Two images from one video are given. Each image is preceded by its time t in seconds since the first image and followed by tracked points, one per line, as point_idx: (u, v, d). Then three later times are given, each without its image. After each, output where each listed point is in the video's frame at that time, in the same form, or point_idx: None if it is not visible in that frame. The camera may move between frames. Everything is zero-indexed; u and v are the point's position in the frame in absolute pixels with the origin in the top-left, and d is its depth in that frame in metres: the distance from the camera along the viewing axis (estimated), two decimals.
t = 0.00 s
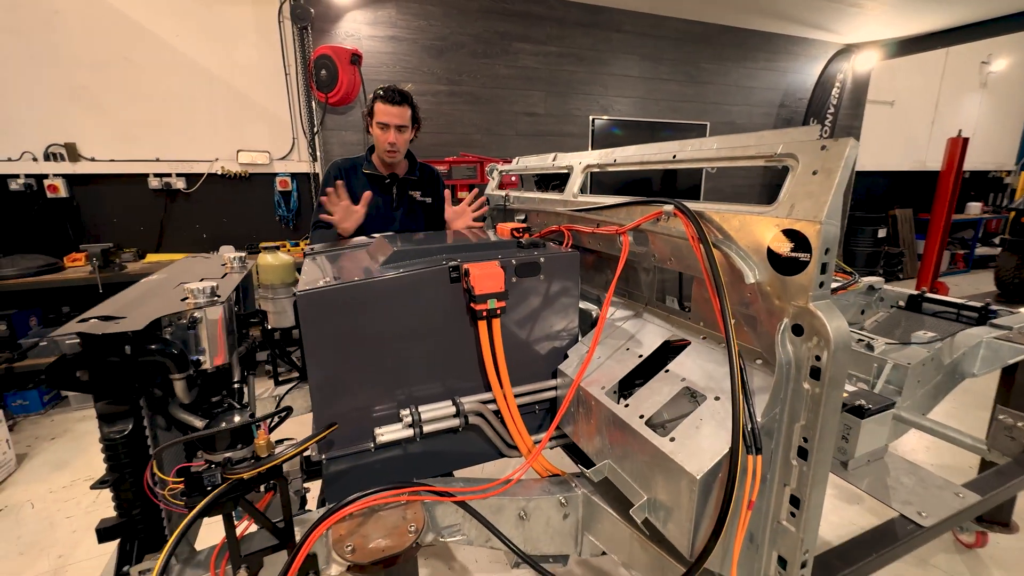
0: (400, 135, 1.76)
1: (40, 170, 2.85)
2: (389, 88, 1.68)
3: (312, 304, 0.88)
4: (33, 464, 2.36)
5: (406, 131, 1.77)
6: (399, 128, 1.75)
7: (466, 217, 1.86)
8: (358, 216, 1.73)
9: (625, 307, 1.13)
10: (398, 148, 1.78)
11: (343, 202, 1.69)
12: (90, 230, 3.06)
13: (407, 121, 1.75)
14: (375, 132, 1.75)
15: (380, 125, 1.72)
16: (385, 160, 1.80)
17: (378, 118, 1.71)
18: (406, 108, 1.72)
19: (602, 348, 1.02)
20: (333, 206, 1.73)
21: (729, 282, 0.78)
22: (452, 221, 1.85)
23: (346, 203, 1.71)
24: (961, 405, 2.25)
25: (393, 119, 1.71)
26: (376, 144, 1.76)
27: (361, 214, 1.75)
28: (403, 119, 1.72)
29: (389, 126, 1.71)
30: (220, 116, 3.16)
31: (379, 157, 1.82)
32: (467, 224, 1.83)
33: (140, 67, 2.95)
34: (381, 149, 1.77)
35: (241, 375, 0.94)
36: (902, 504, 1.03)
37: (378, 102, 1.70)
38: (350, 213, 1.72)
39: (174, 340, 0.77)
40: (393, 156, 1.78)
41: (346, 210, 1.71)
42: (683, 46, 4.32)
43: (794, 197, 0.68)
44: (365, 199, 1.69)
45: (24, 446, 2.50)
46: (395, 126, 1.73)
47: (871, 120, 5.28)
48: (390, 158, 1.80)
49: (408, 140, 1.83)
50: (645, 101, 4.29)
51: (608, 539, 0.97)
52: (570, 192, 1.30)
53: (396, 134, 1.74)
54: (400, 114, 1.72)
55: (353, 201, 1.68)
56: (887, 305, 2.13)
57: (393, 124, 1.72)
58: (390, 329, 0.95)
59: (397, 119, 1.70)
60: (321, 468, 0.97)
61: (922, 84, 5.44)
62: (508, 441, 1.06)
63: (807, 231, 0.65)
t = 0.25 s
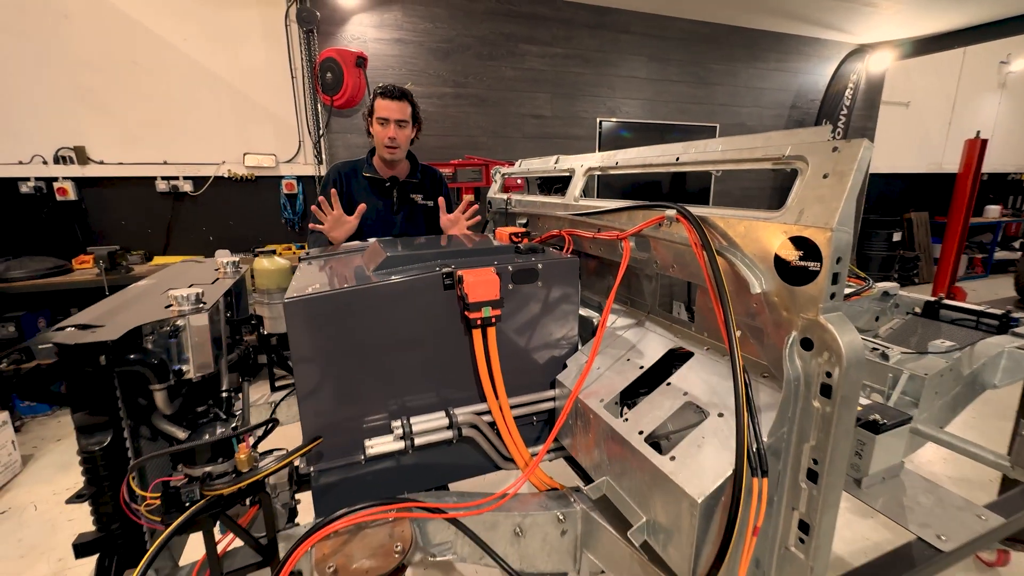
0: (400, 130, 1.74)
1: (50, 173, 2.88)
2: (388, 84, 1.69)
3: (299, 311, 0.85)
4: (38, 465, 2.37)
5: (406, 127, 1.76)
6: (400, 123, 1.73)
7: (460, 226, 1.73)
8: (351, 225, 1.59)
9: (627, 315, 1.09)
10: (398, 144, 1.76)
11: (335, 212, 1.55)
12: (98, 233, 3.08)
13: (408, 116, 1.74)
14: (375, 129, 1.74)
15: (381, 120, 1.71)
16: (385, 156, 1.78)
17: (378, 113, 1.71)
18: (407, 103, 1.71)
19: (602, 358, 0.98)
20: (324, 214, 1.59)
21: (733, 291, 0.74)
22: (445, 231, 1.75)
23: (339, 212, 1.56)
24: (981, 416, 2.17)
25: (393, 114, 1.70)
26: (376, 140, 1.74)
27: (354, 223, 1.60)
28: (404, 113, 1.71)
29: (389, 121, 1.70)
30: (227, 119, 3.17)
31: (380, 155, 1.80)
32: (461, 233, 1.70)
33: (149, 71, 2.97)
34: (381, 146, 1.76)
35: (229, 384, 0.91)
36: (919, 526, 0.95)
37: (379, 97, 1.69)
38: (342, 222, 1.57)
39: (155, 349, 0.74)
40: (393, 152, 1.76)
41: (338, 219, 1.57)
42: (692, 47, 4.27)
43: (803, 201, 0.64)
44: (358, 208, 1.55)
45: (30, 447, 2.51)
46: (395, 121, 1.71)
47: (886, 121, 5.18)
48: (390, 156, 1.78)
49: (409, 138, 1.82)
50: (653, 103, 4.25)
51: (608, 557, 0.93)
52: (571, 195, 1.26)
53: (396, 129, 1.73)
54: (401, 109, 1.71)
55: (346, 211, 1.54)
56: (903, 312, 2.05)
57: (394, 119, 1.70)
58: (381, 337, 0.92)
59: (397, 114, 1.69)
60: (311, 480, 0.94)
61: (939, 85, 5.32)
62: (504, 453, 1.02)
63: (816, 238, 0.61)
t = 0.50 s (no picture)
0: (400, 130, 1.73)
1: (57, 176, 2.89)
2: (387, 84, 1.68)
3: (288, 320, 0.82)
4: (41, 468, 2.36)
5: (406, 127, 1.74)
6: (399, 122, 1.72)
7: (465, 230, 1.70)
8: (341, 228, 1.57)
9: (629, 324, 1.05)
10: (397, 143, 1.74)
11: (322, 214, 1.53)
12: (105, 236, 3.09)
13: (407, 116, 1.73)
14: (374, 129, 1.73)
15: (380, 119, 1.70)
16: (385, 156, 1.75)
17: (377, 112, 1.70)
18: (406, 102, 1.70)
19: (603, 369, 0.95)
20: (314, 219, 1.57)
21: (740, 302, 0.70)
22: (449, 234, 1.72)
23: (326, 215, 1.54)
24: (1000, 428, 2.10)
25: (393, 112, 1.69)
26: (375, 139, 1.72)
27: (343, 225, 1.57)
28: (403, 112, 1.70)
29: (387, 120, 1.69)
30: (233, 122, 3.17)
31: (379, 155, 1.78)
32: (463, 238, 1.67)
33: (155, 74, 2.99)
34: (380, 146, 1.73)
35: (217, 394, 0.89)
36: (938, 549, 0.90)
37: (378, 96, 1.69)
38: (330, 224, 1.55)
39: (137, 360, 0.72)
40: (392, 152, 1.74)
41: (326, 222, 1.55)
42: (700, 49, 4.22)
43: (815, 208, 0.60)
44: (346, 210, 1.52)
45: (34, 449, 2.50)
46: (395, 120, 1.70)
47: (898, 123, 5.09)
48: (389, 156, 1.76)
49: (409, 138, 1.80)
50: (661, 105, 4.20)
51: None
52: (573, 199, 1.23)
53: (396, 128, 1.71)
54: (400, 108, 1.70)
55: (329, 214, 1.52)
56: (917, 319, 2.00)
57: (393, 117, 1.69)
58: (374, 347, 0.89)
59: (397, 112, 1.68)
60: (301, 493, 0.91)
61: (954, 86, 5.21)
62: (501, 466, 0.99)
63: (829, 247, 0.57)
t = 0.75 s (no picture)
0: (404, 130, 1.71)
1: (69, 177, 2.93)
2: (392, 84, 1.66)
3: (285, 324, 0.81)
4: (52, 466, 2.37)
5: (411, 127, 1.73)
6: (404, 122, 1.70)
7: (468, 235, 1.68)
8: (346, 229, 1.56)
9: (634, 328, 1.02)
10: (402, 143, 1.72)
11: (330, 216, 1.51)
12: (115, 235, 3.11)
13: (412, 116, 1.72)
14: (379, 130, 1.72)
15: (385, 119, 1.69)
16: (389, 157, 1.73)
17: (382, 112, 1.69)
18: (411, 101, 1.69)
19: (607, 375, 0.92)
20: (320, 220, 1.55)
21: (749, 308, 0.68)
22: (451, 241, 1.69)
23: (333, 217, 1.52)
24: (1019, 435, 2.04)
25: (398, 112, 1.67)
26: (380, 140, 1.71)
27: (349, 227, 1.56)
28: (408, 112, 1.69)
29: (392, 120, 1.68)
30: (241, 122, 3.19)
31: (383, 156, 1.76)
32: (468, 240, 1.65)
33: (164, 75, 3.00)
34: (384, 146, 1.72)
35: (217, 397, 0.88)
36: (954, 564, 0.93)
37: (382, 97, 1.68)
38: (338, 226, 1.53)
39: (134, 365, 0.71)
40: (397, 152, 1.72)
41: (334, 224, 1.53)
42: (710, 45, 4.16)
43: (829, 211, 0.57)
44: (351, 210, 1.50)
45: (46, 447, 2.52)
46: (399, 119, 1.69)
47: (914, 120, 4.99)
48: (393, 156, 1.74)
49: (414, 138, 1.79)
50: (670, 103, 4.15)
51: None
52: (578, 200, 1.20)
53: (401, 128, 1.70)
54: (405, 108, 1.68)
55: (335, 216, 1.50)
56: (933, 321, 1.94)
57: (398, 117, 1.68)
58: (373, 351, 0.88)
59: (402, 112, 1.67)
60: (299, 499, 0.90)
61: (972, 82, 5.09)
62: (502, 472, 0.97)
63: (843, 253, 0.54)
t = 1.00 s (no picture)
0: (416, 125, 1.70)
1: (77, 175, 2.95)
2: (403, 80, 1.66)
3: (282, 323, 0.80)
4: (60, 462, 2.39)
5: (421, 123, 1.72)
6: (415, 117, 1.69)
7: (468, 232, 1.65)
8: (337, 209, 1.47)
9: (638, 328, 1.00)
10: (413, 139, 1.70)
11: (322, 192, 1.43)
12: (123, 233, 3.13)
13: (422, 113, 1.72)
14: (389, 124, 1.69)
15: (396, 114, 1.67)
16: (399, 151, 1.70)
17: (393, 107, 1.67)
18: (422, 98, 1.69)
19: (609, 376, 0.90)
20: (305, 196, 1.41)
21: (754, 310, 0.66)
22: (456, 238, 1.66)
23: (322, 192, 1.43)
24: None
25: (410, 107, 1.67)
26: (391, 134, 1.68)
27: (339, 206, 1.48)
28: (420, 107, 1.68)
29: (404, 114, 1.66)
30: (246, 120, 3.19)
31: (392, 151, 1.72)
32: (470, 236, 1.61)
33: (170, 73, 3.01)
34: (395, 140, 1.69)
35: (214, 397, 0.87)
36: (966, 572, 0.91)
37: (393, 91, 1.67)
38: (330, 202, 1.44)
39: (129, 365, 0.70)
40: (408, 147, 1.69)
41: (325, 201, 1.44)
42: (719, 41, 4.10)
43: (839, 209, 0.55)
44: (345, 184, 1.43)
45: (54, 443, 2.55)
46: (411, 114, 1.68)
47: (927, 116, 4.90)
48: (403, 151, 1.71)
49: (423, 135, 1.77)
50: (678, 100, 4.11)
51: None
52: (581, 198, 1.18)
53: (412, 122, 1.68)
54: (417, 103, 1.68)
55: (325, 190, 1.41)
56: (946, 322, 1.90)
57: (409, 112, 1.66)
58: (371, 351, 0.86)
59: (414, 107, 1.66)
60: (297, 500, 0.89)
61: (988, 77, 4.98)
62: (503, 474, 0.95)
63: (854, 253, 0.52)
